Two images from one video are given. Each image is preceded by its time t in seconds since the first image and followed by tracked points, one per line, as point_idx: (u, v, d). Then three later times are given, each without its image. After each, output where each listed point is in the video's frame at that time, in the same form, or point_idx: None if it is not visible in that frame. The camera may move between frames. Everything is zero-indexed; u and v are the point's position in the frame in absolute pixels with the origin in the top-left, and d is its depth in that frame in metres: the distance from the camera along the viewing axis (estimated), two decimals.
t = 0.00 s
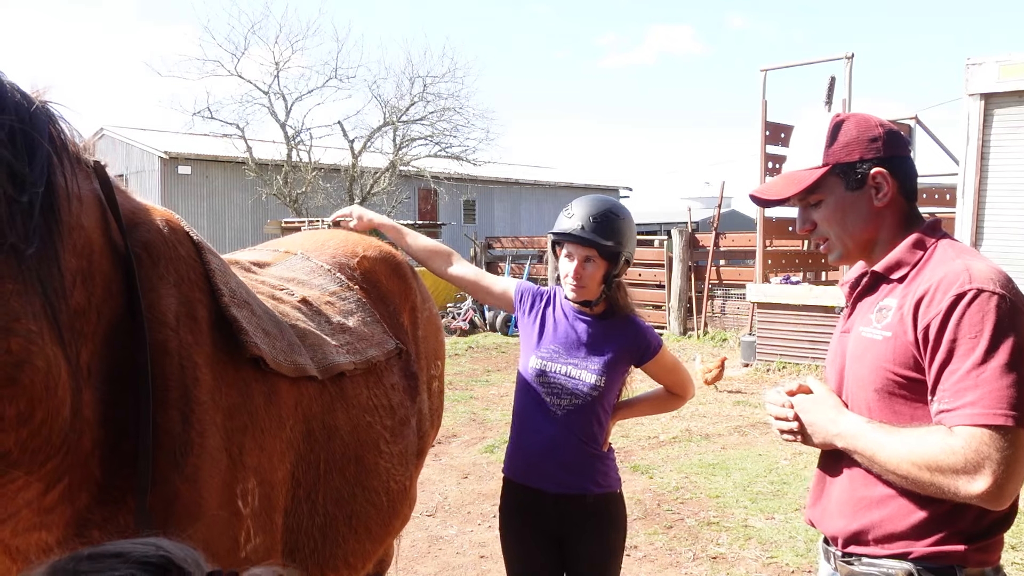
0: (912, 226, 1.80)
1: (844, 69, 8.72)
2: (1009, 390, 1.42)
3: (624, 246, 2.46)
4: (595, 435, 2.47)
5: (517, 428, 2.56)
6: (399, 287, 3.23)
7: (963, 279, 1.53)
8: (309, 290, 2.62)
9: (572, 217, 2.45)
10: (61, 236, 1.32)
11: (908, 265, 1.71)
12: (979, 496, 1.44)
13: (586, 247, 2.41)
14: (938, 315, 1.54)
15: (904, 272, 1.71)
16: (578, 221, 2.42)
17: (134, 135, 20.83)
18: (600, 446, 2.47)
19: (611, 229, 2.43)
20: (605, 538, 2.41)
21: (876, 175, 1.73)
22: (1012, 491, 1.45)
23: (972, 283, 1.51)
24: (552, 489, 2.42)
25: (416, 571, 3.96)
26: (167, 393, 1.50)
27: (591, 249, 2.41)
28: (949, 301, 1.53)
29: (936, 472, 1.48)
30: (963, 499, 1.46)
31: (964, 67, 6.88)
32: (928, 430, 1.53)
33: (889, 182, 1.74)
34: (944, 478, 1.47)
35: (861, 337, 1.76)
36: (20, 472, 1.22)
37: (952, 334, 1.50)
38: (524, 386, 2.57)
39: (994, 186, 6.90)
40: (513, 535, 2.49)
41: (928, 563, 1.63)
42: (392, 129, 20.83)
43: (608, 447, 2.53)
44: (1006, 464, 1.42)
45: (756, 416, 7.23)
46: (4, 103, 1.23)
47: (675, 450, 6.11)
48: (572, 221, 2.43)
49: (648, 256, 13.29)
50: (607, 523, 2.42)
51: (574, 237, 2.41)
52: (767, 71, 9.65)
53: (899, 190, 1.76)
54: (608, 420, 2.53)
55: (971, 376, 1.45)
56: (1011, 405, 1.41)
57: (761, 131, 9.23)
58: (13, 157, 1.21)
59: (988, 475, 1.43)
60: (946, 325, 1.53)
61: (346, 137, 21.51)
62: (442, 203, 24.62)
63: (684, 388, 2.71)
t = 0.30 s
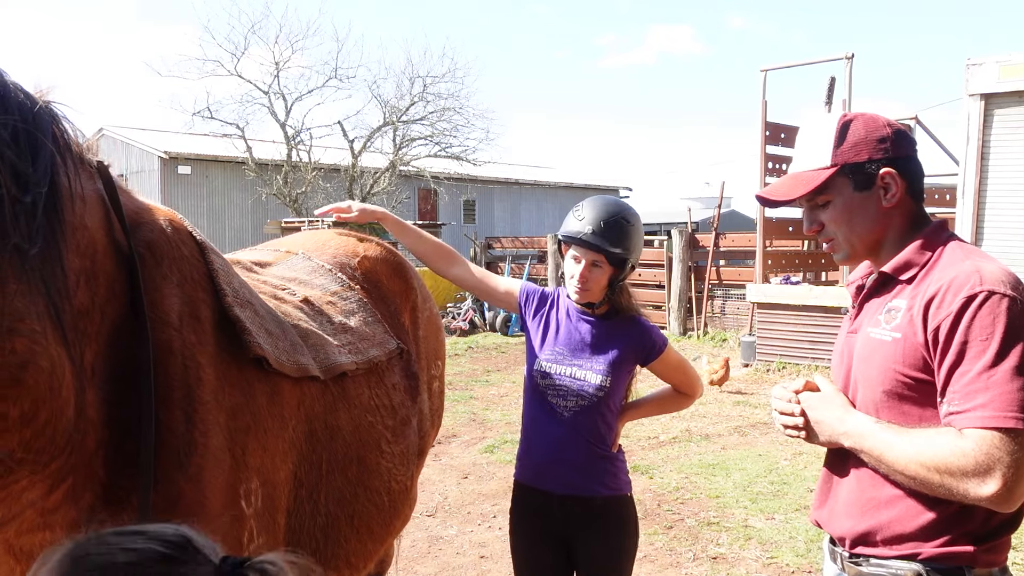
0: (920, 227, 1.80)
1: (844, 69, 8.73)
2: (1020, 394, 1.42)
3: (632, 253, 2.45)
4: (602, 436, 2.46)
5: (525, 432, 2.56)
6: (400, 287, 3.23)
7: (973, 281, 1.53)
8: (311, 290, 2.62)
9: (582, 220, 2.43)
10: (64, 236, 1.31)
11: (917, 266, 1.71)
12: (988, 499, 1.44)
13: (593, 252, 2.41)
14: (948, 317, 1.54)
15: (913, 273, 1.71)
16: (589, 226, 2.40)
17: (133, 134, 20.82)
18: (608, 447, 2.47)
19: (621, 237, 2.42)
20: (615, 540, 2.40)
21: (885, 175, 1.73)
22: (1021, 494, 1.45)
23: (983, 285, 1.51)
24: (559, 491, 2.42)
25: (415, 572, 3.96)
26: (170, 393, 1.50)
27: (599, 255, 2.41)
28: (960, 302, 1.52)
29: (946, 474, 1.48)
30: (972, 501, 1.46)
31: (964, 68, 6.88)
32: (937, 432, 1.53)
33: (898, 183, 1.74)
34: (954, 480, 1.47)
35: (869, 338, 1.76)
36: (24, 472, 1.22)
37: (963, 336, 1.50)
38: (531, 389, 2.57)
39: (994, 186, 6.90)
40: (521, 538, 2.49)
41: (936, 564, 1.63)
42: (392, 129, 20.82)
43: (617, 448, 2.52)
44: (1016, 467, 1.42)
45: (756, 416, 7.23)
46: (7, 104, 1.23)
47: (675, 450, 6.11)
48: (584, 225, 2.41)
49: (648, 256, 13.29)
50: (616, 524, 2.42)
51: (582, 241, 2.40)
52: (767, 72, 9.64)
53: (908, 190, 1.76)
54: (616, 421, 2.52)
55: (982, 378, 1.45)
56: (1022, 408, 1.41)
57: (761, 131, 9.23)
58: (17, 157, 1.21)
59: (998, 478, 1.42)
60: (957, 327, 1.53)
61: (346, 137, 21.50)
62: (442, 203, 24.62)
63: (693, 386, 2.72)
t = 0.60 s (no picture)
0: (929, 227, 1.80)
1: (845, 70, 8.73)
2: None
3: (645, 265, 2.43)
4: (627, 440, 2.48)
5: (550, 441, 2.57)
6: (401, 287, 3.22)
7: (983, 283, 1.53)
8: (312, 290, 2.62)
9: (596, 232, 2.39)
10: (67, 236, 1.31)
11: (926, 267, 1.71)
12: (996, 501, 1.45)
13: (607, 266, 2.39)
14: (957, 318, 1.54)
15: (922, 274, 1.71)
16: (601, 241, 2.36)
17: (133, 134, 20.82)
18: (634, 450, 2.49)
19: (634, 251, 2.38)
20: (644, 542, 2.42)
21: (895, 176, 1.73)
22: None
23: (992, 286, 1.51)
24: (587, 497, 2.44)
25: (416, 572, 3.96)
26: (173, 393, 1.50)
27: (611, 269, 2.39)
28: (970, 304, 1.52)
29: (954, 476, 1.48)
30: (980, 502, 1.47)
31: (964, 68, 6.88)
32: (944, 433, 1.53)
33: (908, 183, 1.74)
34: (962, 482, 1.47)
35: (877, 338, 1.75)
36: (27, 474, 1.22)
37: (972, 338, 1.50)
38: (552, 397, 2.57)
39: (994, 186, 6.90)
40: (547, 547, 2.48)
41: (942, 565, 1.63)
42: (391, 129, 20.82)
43: (644, 450, 2.54)
44: None
45: (756, 416, 7.23)
46: (10, 105, 1.23)
47: (675, 450, 6.11)
48: (596, 239, 2.37)
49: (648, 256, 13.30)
50: (646, 526, 2.43)
51: (595, 255, 2.38)
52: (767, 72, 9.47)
53: (919, 191, 1.76)
54: (640, 423, 2.53)
55: (991, 380, 1.45)
56: None
57: (761, 131, 9.24)
58: (20, 158, 1.21)
59: (1006, 480, 1.42)
60: (966, 328, 1.52)
61: (346, 137, 21.51)
62: (442, 203, 24.63)
63: (715, 382, 2.72)
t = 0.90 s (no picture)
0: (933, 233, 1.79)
1: (845, 70, 8.73)
2: None
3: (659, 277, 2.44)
4: (639, 441, 2.49)
5: (560, 444, 2.56)
6: (402, 287, 3.22)
7: (991, 284, 1.53)
8: (313, 289, 2.62)
9: (613, 243, 2.39)
10: (68, 236, 1.31)
11: (933, 268, 1.71)
12: (999, 502, 1.46)
13: (621, 277, 2.39)
14: (965, 319, 1.54)
15: (929, 275, 1.71)
16: (619, 255, 2.36)
17: (133, 134, 20.81)
18: (646, 450, 2.49)
19: (651, 265, 2.38)
20: (657, 542, 2.43)
21: (892, 182, 1.74)
22: None
23: (1001, 288, 1.51)
24: (600, 499, 2.43)
25: (416, 572, 3.95)
26: (174, 392, 1.50)
27: (628, 282, 2.39)
28: (977, 305, 1.52)
29: (959, 476, 1.47)
30: (982, 503, 1.47)
31: (964, 68, 6.89)
32: (947, 431, 1.53)
33: (906, 191, 1.74)
34: (966, 482, 1.47)
35: (883, 338, 1.75)
36: (29, 474, 1.22)
37: (979, 339, 1.50)
38: (561, 399, 2.56)
39: (994, 187, 6.89)
40: (556, 551, 2.47)
41: (944, 565, 1.63)
42: (391, 129, 20.81)
43: (655, 450, 2.55)
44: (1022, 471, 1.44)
45: (756, 416, 7.23)
46: (11, 105, 1.23)
47: (675, 450, 6.12)
48: (614, 252, 2.37)
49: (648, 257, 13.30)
50: (659, 526, 2.44)
51: (611, 266, 2.37)
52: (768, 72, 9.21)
53: (919, 198, 1.75)
54: (650, 424, 2.54)
55: (997, 382, 1.45)
56: None
57: (762, 132, 9.24)
58: (21, 158, 1.21)
59: (1010, 484, 1.44)
60: (973, 329, 1.52)
61: (347, 137, 21.49)
62: (442, 203, 24.64)
63: (719, 378, 2.72)
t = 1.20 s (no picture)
0: (936, 237, 1.78)
1: (844, 71, 8.74)
2: None
3: (662, 279, 2.44)
4: (640, 441, 2.49)
5: (561, 444, 2.56)
6: (402, 288, 3.22)
7: (995, 287, 1.53)
8: (313, 290, 2.63)
9: (618, 243, 2.39)
10: (69, 238, 1.31)
11: (938, 269, 1.72)
12: (994, 503, 1.48)
13: (625, 278, 2.39)
14: (967, 321, 1.54)
15: (933, 276, 1.71)
16: (623, 255, 2.36)
17: (133, 135, 20.82)
18: (647, 450, 2.50)
19: (654, 267, 2.39)
20: (657, 542, 2.43)
21: (886, 190, 1.75)
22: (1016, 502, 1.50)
23: (1005, 291, 1.51)
24: (601, 499, 2.44)
25: (416, 572, 3.96)
26: (175, 393, 1.50)
27: (631, 283, 2.39)
28: (980, 307, 1.52)
29: (957, 473, 1.48)
30: (977, 502, 1.49)
31: (964, 69, 6.89)
32: (945, 426, 1.54)
33: (899, 199, 1.75)
34: (964, 480, 1.48)
35: (886, 338, 1.76)
36: (31, 474, 1.22)
37: (982, 342, 1.50)
38: (562, 400, 2.56)
39: (994, 187, 6.90)
40: (557, 551, 2.47)
41: (939, 565, 1.63)
42: (391, 129, 20.82)
43: (655, 450, 2.55)
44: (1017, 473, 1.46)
45: (756, 416, 7.24)
46: (12, 107, 1.23)
47: (675, 450, 6.13)
48: (618, 252, 2.37)
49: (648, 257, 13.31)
50: (660, 526, 2.45)
51: (615, 266, 2.38)
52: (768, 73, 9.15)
53: (915, 205, 1.75)
54: (651, 424, 2.55)
55: (999, 386, 1.45)
56: None
57: (762, 132, 9.24)
58: (22, 160, 1.21)
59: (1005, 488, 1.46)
60: (975, 332, 1.53)
61: (347, 137, 21.48)
62: (442, 203, 24.64)
63: (718, 378, 2.73)
